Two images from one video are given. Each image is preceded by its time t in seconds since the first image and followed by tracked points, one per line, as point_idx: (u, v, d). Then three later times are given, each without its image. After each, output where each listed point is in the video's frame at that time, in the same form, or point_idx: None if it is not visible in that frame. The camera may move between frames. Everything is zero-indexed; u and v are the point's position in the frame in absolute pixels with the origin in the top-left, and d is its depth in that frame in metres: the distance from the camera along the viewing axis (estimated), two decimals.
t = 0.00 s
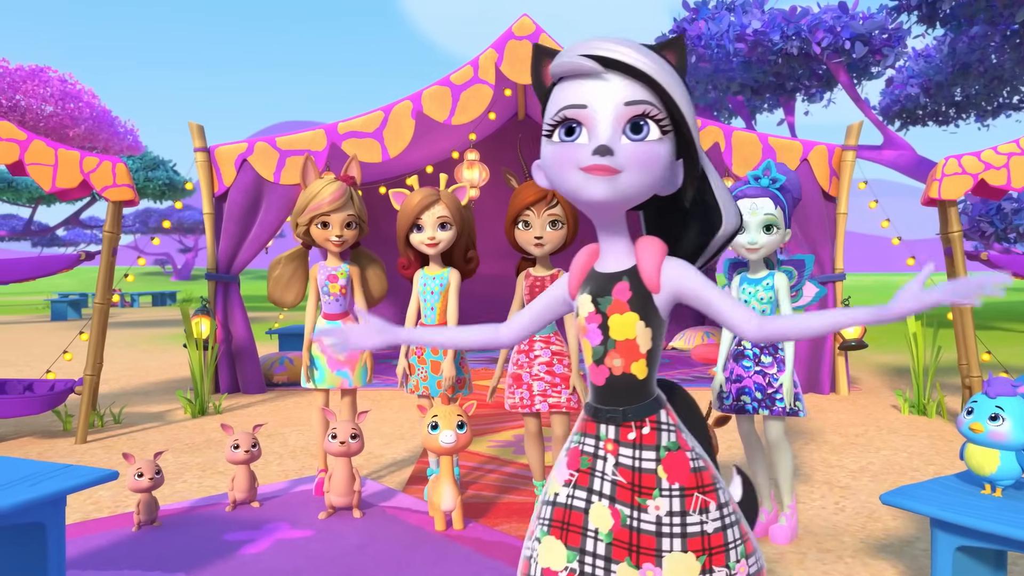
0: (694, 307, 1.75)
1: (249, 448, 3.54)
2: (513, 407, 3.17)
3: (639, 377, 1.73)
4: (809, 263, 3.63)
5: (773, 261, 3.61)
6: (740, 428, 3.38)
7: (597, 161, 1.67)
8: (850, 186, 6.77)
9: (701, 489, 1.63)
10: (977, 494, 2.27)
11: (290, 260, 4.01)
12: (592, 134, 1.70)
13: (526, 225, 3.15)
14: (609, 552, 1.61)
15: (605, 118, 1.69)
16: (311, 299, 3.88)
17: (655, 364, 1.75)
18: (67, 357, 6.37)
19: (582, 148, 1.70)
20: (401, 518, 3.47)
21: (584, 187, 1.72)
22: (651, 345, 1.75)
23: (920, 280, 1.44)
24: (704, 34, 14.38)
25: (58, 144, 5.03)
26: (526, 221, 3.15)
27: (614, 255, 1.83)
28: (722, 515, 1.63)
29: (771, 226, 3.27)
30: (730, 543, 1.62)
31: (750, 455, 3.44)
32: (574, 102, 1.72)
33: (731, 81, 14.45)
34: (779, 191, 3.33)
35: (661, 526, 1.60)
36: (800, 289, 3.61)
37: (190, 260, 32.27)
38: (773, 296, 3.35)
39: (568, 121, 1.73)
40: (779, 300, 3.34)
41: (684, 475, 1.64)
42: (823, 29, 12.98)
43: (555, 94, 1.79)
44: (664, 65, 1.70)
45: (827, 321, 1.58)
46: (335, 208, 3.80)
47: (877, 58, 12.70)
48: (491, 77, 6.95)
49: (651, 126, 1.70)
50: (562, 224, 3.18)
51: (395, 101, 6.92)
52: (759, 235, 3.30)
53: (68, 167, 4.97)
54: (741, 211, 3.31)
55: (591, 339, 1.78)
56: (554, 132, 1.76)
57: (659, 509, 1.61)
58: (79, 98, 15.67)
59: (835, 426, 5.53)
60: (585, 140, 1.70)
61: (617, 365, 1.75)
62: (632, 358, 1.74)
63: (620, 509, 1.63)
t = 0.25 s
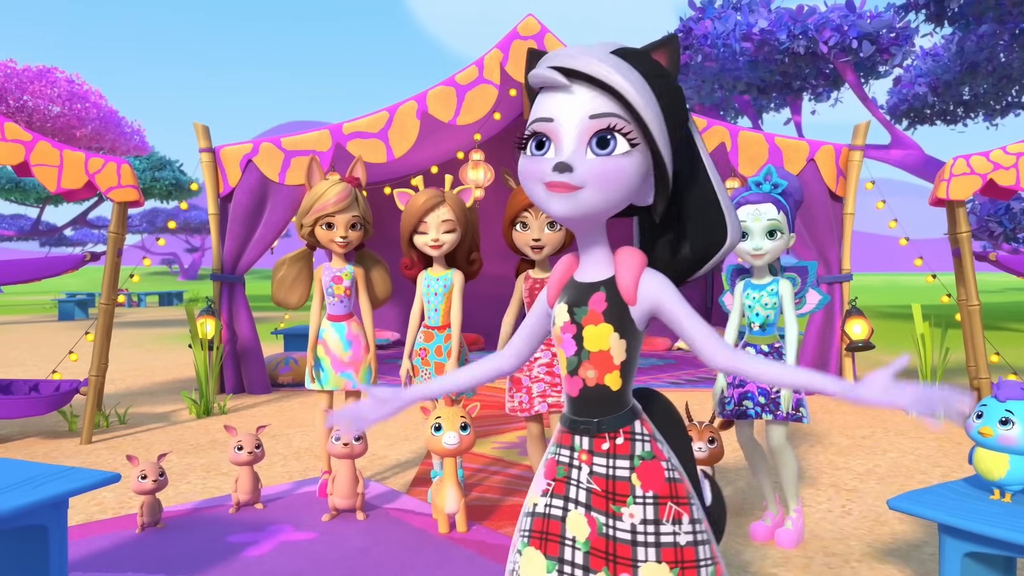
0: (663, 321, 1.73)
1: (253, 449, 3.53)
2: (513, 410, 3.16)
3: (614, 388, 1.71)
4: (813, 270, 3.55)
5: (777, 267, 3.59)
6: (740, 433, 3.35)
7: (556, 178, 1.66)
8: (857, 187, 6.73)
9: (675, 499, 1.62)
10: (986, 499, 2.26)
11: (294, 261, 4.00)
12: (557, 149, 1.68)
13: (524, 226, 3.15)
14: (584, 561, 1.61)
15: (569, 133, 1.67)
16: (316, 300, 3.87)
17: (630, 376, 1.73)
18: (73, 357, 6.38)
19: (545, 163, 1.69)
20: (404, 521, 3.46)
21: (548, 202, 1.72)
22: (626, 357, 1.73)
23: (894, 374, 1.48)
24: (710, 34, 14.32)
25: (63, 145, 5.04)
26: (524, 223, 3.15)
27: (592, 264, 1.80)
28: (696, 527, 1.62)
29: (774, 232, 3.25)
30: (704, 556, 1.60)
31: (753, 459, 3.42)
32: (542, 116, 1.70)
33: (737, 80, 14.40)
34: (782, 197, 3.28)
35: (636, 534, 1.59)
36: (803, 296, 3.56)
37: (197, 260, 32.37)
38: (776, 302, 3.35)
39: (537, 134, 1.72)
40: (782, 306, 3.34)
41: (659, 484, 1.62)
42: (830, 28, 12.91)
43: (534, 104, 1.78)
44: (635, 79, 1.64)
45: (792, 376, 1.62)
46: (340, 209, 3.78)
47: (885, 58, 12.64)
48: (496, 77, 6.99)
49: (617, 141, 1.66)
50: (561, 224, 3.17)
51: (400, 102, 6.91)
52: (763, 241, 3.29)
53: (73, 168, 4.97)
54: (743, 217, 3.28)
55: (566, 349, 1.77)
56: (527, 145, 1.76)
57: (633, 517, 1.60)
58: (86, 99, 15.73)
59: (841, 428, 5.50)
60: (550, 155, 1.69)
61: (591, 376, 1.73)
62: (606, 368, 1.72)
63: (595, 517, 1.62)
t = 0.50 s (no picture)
0: (655, 332, 1.70)
1: (253, 450, 3.52)
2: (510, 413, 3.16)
3: (605, 390, 1.69)
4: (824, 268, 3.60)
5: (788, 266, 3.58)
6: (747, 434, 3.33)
7: (544, 184, 1.66)
8: (860, 187, 6.70)
9: (666, 499, 1.60)
10: (991, 503, 2.23)
11: (295, 263, 3.99)
12: (547, 153, 1.67)
13: (514, 233, 3.14)
14: (576, 561, 1.59)
15: (558, 139, 1.65)
16: (317, 301, 3.85)
17: (622, 378, 1.71)
18: (75, 358, 6.37)
19: (533, 167, 1.68)
20: (405, 523, 3.44)
21: (538, 207, 1.72)
22: (618, 359, 1.71)
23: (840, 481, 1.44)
24: (713, 33, 14.28)
25: (64, 145, 5.03)
26: (514, 230, 3.14)
27: (590, 267, 1.78)
28: (689, 527, 1.59)
29: (782, 227, 3.23)
30: (698, 556, 1.57)
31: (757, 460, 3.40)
32: (536, 119, 1.69)
33: (741, 80, 14.37)
34: (788, 192, 3.27)
35: (628, 534, 1.57)
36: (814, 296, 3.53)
37: (201, 259, 32.42)
38: (786, 300, 3.30)
39: (532, 137, 1.70)
40: (792, 304, 3.29)
41: (649, 484, 1.60)
42: (834, 28, 12.85)
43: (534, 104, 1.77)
44: (618, 79, 1.58)
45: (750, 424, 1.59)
46: (341, 211, 3.77)
47: (888, 57, 12.60)
48: (499, 77, 6.96)
49: (607, 147, 1.63)
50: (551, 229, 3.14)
51: (402, 102, 6.89)
52: (771, 237, 3.25)
53: (74, 169, 4.97)
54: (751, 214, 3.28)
55: (559, 351, 1.76)
56: (524, 149, 1.75)
57: (624, 516, 1.58)
58: (89, 99, 15.75)
59: (845, 430, 5.47)
60: (538, 161, 1.68)
61: (582, 378, 1.72)
62: (598, 372, 1.70)
63: (586, 518, 1.60)
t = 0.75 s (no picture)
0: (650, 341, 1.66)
1: (251, 453, 3.50)
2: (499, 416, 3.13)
3: (601, 396, 1.66)
4: (833, 268, 3.59)
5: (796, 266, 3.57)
6: (753, 434, 3.33)
7: (540, 186, 1.66)
8: (861, 187, 6.68)
9: (661, 504, 1.58)
10: (993, 508, 2.21)
11: (292, 265, 3.96)
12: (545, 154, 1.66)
13: (508, 225, 3.12)
14: (569, 564, 1.59)
15: (554, 139, 1.64)
16: (315, 302, 3.84)
17: (618, 383, 1.68)
18: (74, 359, 6.36)
19: (531, 168, 1.68)
20: (403, 525, 3.43)
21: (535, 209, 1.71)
22: (614, 366, 1.68)
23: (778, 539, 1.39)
24: (714, 33, 14.25)
25: (63, 146, 5.02)
26: (508, 222, 3.12)
27: (591, 270, 1.76)
28: (685, 533, 1.57)
29: (788, 228, 3.20)
30: (693, 562, 1.55)
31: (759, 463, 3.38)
32: (534, 120, 1.68)
33: (742, 79, 14.35)
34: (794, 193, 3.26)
35: (620, 540, 1.56)
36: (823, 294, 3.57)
37: (202, 259, 32.42)
38: (793, 301, 3.28)
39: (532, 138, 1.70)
40: (799, 305, 3.27)
41: (644, 489, 1.58)
42: (835, 27, 12.82)
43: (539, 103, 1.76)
44: (616, 81, 1.54)
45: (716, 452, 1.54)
46: (339, 214, 3.75)
47: (890, 57, 12.57)
48: (499, 77, 6.94)
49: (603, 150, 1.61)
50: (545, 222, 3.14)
51: (402, 102, 6.88)
52: (777, 238, 3.24)
53: (72, 169, 4.96)
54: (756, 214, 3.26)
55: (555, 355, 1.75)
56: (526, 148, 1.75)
57: (616, 521, 1.57)
58: (89, 99, 15.74)
59: (846, 431, 5.45)
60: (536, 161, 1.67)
61: (577, 382, 1.70)
62: (593, 377, 1.68)
63: (580, 523, 1.59)
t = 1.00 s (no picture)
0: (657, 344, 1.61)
1: (249, 455, 3.49)
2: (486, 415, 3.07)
3: (608, 399, 1.65)
4: (844, 268, 3.53)
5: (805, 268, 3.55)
6: (757, 435, 3.31)
7: (545, 186, 1.64)
8: (862, 187, 6.66)
9: (668, 514, 1.55)
10: (994, 512, 2.19)
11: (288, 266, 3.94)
12: (551, 153, 1.65)
13: (504, 223, 3.08)
14: (571, 568, 1.58)
15: (560, 136, 1.62)
16: (312, 303, 3.83)
17: (627, 387, 1.65)
18: (72, 360, 6.35)
19: (538, 168, 1.66)
20: (401, 528, 3.41)
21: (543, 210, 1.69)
22: (622, 369, 1.65)
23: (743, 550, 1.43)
24: (714, 33, 14.23)
25: (60, 146, 5.01)
26: (504, 220, 3.08)
27: (604, 270, 1.73)
28: (692, 544, 1.53)
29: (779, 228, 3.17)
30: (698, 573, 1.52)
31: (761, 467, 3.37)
32: (542, 119, 1.68)
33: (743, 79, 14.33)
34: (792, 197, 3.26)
35: (624, 548, 1.54)
36: (833, 295, 3.56)
37: (202, 259, 32.40)
38: (791, 300, 3.25)
39: (540, 138, 1.69)
40: (797, 305, 3.22)
41: (651, 497, 1.56)
42: (836, 27, 12.78)
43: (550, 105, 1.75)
44: (619, 78, 1.49)
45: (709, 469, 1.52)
46: (339, 216, 3.74)
47: (890, 56, 12.55)
48: (498, 77, 6.89)
49: (605, 146, 1.58)
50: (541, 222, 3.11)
51: (401, 102, 6.86)
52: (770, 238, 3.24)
53: (70, 170, 4.95)
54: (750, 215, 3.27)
55: (564, 355, 1.74)
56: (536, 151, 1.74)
57: (621, 528, 1.55)
58: (89, 98, 15.72)
59: (846, 433, 5.43)
60: (543, 161, 1.66)
61: (585, 385, 1.69)
62: (600, 380, 1.67)
63: (585, 528, 1.59)
